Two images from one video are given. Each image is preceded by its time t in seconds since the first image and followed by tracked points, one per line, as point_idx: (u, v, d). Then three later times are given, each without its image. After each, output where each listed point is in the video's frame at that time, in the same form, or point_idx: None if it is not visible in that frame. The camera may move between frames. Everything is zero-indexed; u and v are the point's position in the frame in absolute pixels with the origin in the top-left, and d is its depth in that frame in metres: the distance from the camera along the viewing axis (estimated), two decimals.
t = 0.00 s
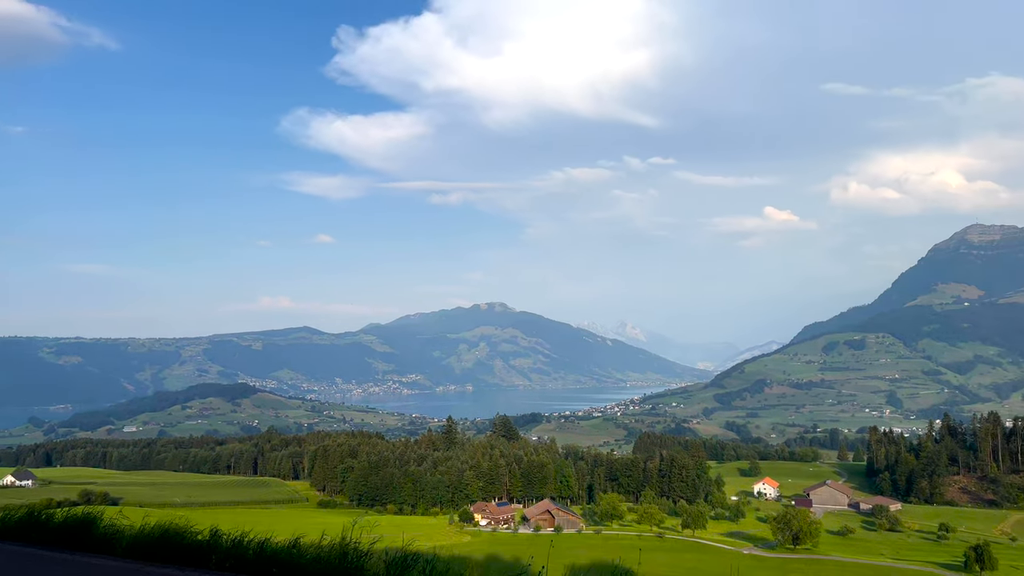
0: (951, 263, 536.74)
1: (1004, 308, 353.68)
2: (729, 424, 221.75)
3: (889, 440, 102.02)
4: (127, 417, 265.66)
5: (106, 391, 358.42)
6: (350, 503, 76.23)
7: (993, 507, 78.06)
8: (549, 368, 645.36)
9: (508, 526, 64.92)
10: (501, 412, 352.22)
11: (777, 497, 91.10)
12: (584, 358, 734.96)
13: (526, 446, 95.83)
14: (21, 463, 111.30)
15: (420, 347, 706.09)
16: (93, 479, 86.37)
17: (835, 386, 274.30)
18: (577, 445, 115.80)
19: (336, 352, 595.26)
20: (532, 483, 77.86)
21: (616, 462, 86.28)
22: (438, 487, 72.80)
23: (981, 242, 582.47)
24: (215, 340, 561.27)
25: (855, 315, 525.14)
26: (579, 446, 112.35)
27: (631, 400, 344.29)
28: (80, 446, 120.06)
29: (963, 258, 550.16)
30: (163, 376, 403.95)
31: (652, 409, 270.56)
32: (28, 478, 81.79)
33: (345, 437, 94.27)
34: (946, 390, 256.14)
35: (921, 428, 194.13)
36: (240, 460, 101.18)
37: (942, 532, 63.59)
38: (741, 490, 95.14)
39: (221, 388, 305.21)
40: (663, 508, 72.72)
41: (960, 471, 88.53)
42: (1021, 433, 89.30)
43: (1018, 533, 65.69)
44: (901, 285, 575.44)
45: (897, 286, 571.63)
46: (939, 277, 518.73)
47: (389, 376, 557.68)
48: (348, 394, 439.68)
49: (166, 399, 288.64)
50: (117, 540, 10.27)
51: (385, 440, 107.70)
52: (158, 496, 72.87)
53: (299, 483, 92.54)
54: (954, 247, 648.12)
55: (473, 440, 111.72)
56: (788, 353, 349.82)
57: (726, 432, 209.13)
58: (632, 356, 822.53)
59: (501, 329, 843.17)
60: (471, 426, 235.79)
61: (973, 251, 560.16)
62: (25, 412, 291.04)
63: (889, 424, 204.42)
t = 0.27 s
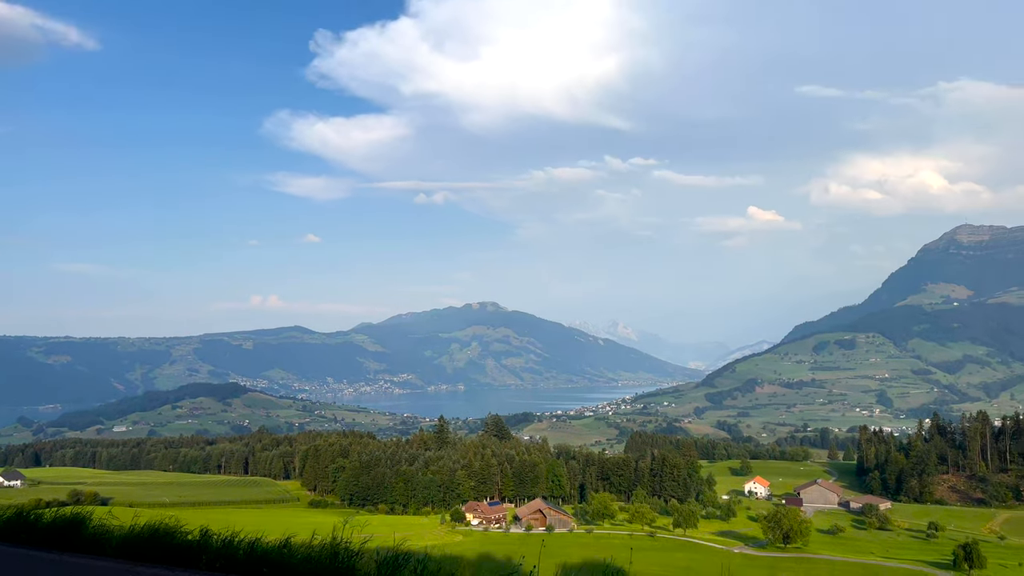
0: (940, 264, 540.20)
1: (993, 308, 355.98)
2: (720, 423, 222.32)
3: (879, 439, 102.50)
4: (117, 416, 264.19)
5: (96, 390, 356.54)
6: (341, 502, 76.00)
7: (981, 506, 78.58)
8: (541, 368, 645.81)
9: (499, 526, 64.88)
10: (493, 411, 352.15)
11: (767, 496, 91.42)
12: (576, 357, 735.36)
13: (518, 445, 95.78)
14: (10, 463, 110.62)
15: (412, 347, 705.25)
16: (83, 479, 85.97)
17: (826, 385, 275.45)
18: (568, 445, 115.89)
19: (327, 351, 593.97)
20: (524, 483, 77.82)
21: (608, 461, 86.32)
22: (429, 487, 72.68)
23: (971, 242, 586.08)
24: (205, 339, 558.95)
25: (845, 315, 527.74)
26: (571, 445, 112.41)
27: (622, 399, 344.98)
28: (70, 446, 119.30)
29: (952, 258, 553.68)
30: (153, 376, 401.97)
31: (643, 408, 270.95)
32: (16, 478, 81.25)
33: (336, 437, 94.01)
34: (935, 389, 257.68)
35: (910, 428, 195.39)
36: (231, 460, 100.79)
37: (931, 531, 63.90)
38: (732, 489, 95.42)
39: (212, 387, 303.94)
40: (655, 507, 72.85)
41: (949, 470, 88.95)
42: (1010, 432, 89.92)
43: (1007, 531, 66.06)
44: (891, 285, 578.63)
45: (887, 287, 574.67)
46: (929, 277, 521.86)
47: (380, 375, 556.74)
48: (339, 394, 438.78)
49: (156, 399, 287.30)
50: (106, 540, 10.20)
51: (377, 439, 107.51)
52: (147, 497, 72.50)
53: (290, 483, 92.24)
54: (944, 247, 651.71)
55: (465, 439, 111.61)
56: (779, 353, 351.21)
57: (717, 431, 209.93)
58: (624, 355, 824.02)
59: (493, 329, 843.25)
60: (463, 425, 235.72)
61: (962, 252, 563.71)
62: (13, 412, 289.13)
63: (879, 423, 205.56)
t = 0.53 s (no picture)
0: (928, 264, 543.67)
1: (980, 307, 358.71)
2: (709, 423, 223.16)
3: (867, 438, 103.24)
4: (105, 416, 262.98)
5: (84, 390, 354.25)
6: (331, 503, 75.86)
7: (967, 504, 79.24)
8: (531, 367, 645.99)
9: (490, 526, 64.79)
10: (483, 410, 352.43)
11: (756, 495, 91.90)
12: (566, 357, 735.84)
13: (509, 445, 95.74)
14: None
15: (402, 346, 704.21)
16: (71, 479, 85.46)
17: (815, 385, 276.86)
18: (559, 444, 115.87)
19: (317, 351, 592.58)
20: (514, 482, 77.82)
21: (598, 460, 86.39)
22: (420, 486, 72.69)
23: (958, 242, 590.23)
24: (195, 338, 556.20)
25: (834, 314, 530.45)
26: (561, 444, 112.49)
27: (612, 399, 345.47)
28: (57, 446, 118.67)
29: (940, 258, 557.72)
30: (142, 376, 399.83)
31: (633, 408, 271.56)
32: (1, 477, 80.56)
33: (326, 436, 93.71)
34: (923, 388, 259.42)
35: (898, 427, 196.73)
36: (220, 460, 100.44)
37: (919, 530, 64.28)
38: (722, 488, 95.78)
39: (201, 387, 302.51)
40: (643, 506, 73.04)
41: (935, 469, 89.72)
42: (996, 431, 90.59)
43: (994, 530, 66.57)
44: (880, 285, 581.98)
45: (876, 286, 577.86)
46: (917, 277, 525.39)
47: (371, 374, 555.63)
48: (330, 393, 437.82)
49: (144, 399, 285.64)
50: (94, 541, 10.16)
51: (366, 439, 107.32)
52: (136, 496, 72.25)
53: (279, 483, 92.03)
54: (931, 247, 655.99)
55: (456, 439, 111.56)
56: (769, 352, 352.65)
57: (706, 430, 210.62)
58: (614, 355, 825.65)
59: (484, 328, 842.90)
60: (453, 425, 235.78)
61: (949, 252, 567.81)
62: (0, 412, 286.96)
63: (867, 422, 206.77)
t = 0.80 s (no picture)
0: (919, 264, 546.54)
1: (969, 307, 361.12)
2: (701, 421, 223.75)
3: (857, 437, 103.67)
4: (95, 415, 261.82)
5: (74, 389, 352.27)
6: (322, 502, 75.72)
7: (957, 503, 79.73)
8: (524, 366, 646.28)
9: (482, 525, 64.73)
10: (475, 409, 352.28)
11: (747, 494, 92.12)
12: (558, 356, 736.68)
13: (500, 444, 95.73)
14: None
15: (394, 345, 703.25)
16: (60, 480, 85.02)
17: (806, 384, 277.95)
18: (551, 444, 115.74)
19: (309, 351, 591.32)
20: (506, 481, 77.82)
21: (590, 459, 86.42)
22: (412, 486, 72.62)
23: (947, 242, 594.17)
24: (185, 338, 554.03)
25: (825, 314, 532.69)
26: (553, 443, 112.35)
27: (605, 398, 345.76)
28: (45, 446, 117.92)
29: (930, 258, 560.63)
30: (132, 376, 397.96)
31: (625, 407, 272.01)
32: None
33: (318, 436, 93.37)
34: (913, 388, 260.79)
35: (889, 426, 197.77)
36: (211, 460, 100.10)
37: (909, 528, 64.65)
38: (713, 487, 96.03)
39: (192, 386, 301.34)
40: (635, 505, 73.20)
41: (925, 468, 90.17)
42: (985, 430, 91.11)
43: (983, 528, 67.01)
44: (871, 285, 584.59)
45: (867, 286, 580.46)
46: (908, 277, 527.92)
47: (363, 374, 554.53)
48: (322, 393, 436.89)
49: (134, 399, 284.18)
50: (85, 541, 10.12)
51: (358, 438, 107.15)
52: (127, 496, 71.96)
53: (270, 483, 91.75)
54: (921, 247, 660.11)
55: (448, 438, 111.55)
56: (760, 352, 353.71)
57: (698, 429, 211.06)
58: (606, 354, 826.89)
59: (476, 327, 842.25)
60: (445, 424, 235.71)
61: (939, 252, 571.12)
62: None
63: (858, 421, 207.78)
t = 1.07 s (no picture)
0: (908, 264, 549.70)
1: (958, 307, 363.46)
2: (692, 421, 224.26)
3: (847, 437, 104.04)
4: (84, 415, 260.37)
5: (62, 389, 349.92)
6: (313, 502, 75.50)
7: (945, 502, 80.23)
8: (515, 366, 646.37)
9: (473, 525, 64.74)
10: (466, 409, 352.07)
11: (738, 493, 92.41)
12: (549, 356, 736.97)
13: (492, 444, 95.59)
14: None
15: (386, 345, 702.13)
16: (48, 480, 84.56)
17: (796, 384, 279.06)
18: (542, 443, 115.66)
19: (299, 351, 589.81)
20: (498, 481, 77.83)
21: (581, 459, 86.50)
22: (403, 486, 72.55)
23: (936, 242, 597.52)
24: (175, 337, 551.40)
25: (815, 314, 534.94)
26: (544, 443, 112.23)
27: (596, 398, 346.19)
28: (33, 446, 117.16)
29: (920, 258, 563.79)
30: (121, 375, 395.77)
31: (616, 407, 272.42)
32: None
33: (308, 436, 93.09)
34: (903, 387, 262.29)
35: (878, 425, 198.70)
36: (201, 460, 99.73)
37: (897, 527, 65.09)
38: (703, 487, 96.36)
39: (181, 386, 299.95)
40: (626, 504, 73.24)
41: (914, 467, 90.62)
42: (974, 429, 91.70)
43: (972, 527, 67.50)
44: (861, 286, 587.47)
45: (857, 286, 583.35)
46: (897, 277, 530.87)
47: (354, 373, 553.42)
48: (312, 392, 435.59)
49: (124, 399, 282.62)
50: (74, 542, 10.07)
51: (349, 438, 107.00)
52: (117, 496, 71.60)
53: (261, 482, 91.52)
54: (910, 248, 663.78)
55: (439, 439, 111.39)
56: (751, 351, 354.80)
57: (689, 429, 211.44)
58: (598, 353, 828.14)
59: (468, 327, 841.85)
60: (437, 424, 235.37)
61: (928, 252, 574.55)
62: None
63: (848, 421, 208.62)
